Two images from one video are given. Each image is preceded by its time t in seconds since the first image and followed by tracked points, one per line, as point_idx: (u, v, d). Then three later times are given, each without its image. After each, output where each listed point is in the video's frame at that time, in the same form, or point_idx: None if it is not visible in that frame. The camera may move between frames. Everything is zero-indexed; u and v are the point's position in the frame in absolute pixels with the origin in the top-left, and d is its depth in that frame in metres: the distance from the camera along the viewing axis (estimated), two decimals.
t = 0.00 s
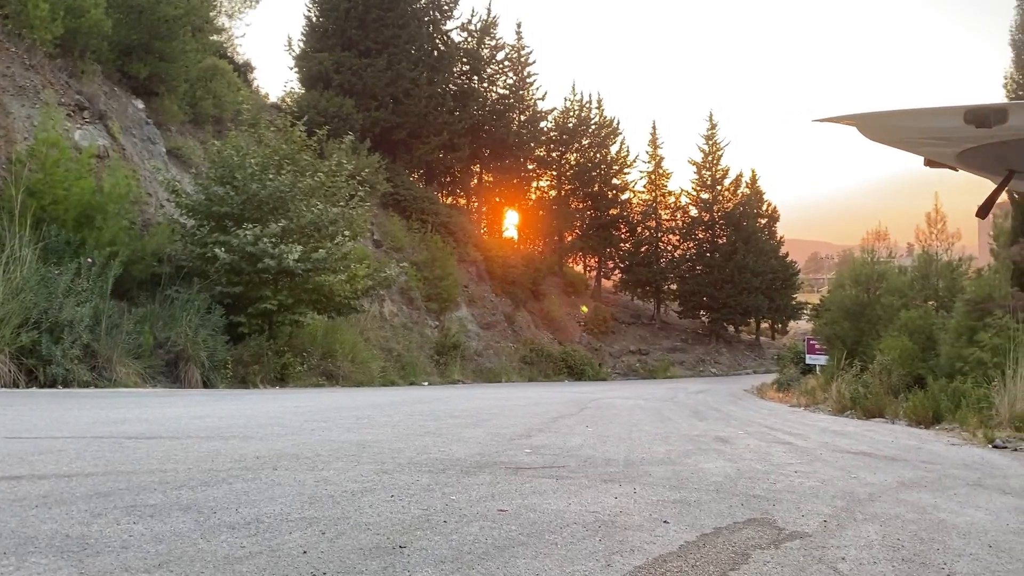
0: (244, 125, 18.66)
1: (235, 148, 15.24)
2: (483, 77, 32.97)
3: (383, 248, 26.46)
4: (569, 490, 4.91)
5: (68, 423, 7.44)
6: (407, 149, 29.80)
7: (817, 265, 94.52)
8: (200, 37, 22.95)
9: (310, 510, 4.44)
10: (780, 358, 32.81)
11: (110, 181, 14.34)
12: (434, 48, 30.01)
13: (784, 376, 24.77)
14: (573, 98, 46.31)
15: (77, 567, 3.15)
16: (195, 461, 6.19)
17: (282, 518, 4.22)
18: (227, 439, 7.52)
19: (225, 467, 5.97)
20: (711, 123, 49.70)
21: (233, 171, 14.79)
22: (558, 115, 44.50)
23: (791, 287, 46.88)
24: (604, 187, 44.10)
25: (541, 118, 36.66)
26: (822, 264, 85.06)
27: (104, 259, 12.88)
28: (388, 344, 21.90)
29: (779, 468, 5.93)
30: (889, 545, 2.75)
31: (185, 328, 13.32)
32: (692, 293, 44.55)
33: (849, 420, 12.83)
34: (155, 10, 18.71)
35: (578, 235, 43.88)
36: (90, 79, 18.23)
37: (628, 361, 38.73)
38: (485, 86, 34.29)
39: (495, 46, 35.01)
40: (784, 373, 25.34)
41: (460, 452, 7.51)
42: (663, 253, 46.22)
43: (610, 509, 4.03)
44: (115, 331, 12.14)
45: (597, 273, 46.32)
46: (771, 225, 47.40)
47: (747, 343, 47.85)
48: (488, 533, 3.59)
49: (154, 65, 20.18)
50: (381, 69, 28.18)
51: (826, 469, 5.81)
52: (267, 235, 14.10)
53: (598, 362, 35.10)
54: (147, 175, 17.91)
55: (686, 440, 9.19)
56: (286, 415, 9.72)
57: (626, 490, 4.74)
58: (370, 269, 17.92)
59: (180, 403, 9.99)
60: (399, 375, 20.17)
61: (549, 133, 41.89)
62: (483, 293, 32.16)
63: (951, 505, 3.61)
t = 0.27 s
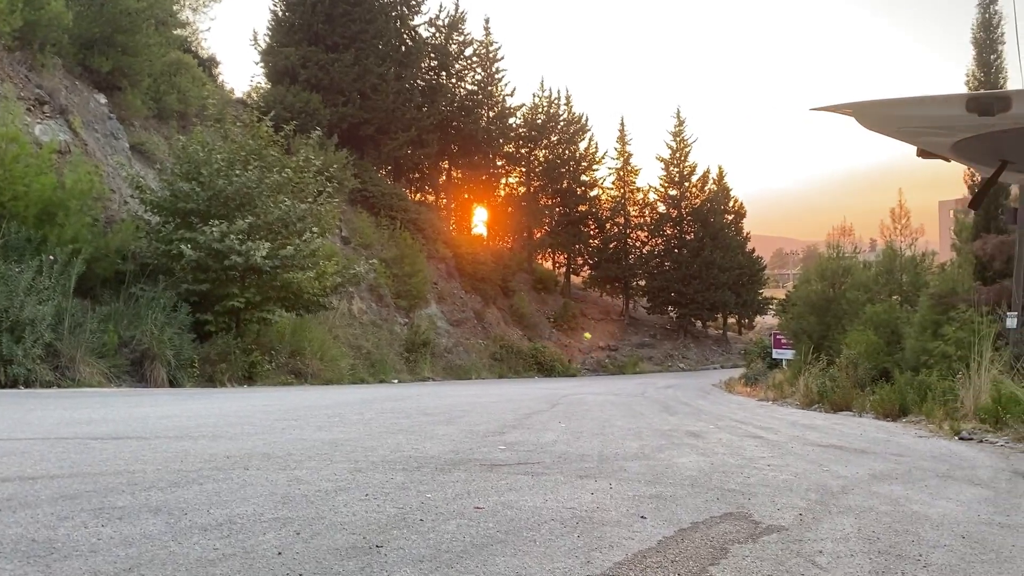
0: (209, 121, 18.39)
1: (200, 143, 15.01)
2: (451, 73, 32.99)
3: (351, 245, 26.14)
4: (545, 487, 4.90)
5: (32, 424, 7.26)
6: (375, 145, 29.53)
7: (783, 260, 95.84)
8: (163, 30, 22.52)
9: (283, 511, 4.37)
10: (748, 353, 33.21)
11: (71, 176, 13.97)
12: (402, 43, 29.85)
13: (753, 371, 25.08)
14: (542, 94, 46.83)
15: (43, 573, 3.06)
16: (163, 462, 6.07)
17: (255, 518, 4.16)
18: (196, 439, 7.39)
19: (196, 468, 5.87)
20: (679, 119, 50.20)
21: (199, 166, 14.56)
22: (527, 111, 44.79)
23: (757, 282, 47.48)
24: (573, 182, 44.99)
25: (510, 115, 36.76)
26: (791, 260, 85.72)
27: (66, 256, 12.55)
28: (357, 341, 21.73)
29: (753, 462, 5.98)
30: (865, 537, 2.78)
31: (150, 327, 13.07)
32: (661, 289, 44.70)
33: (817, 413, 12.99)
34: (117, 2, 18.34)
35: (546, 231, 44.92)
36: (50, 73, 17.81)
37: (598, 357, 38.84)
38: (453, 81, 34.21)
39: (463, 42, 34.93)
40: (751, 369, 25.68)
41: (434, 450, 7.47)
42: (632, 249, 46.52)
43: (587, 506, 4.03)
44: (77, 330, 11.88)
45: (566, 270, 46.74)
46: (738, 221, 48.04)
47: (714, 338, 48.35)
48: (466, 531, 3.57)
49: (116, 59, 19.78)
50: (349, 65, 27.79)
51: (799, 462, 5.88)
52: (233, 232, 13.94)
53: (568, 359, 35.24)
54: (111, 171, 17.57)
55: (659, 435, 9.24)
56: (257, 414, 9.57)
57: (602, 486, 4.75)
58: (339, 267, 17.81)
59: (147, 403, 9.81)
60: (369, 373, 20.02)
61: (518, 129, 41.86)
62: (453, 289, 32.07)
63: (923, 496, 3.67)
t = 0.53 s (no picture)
0: (175, 117, 18.08)
1: (166, 140, 14.71)
2: (419, 70, 33.05)
3: (320, 244, 25.86)
4: (521, 485, 4.88)
5: None
6: (344, 142, 29.18)
7: (750, 256, 97.00)
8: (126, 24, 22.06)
9: (256, 513, 4.30)
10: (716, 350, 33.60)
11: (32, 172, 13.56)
12: (370, 40, 29.69)
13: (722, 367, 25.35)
14: (511, 92, 46.37)
15: None
16: (131, 463, 5.95)
17: (227, 521, 4.08)
18: (165, 440, 7.25)
19: (164, 469, 5.75)
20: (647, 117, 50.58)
21: (164, 163, 14.24)
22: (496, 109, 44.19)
23: (725, 279, 48.05)
24: (543, 181, 44.56)
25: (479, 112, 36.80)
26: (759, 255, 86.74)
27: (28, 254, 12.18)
28: (326, 340, 21.53)
29: (726, 458, 6.03)
30: (843, 532, 2.80)
31: (116, 326, 12.81)
32: (630, 286, 45.04)
33: (787, 408, 13.15)
34: None
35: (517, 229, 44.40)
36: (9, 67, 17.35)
37: (568, 354, 38.97)
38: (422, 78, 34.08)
39: (432, 38, 34.76)
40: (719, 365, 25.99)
41: (408, 449, 7.41)
42: (601, 246, 46.78)
43: (565, 504, 4.01)
44: (40, 330, 11.63)
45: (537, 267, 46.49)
46: (705, 218, 48.60)
47: (682, 334, 48.80)
48: (444, 531, 3.53)
49: (78, 53, 19.32)
50: (316, 61, 27.32)
51: (772, 457, 5.94)
52: (200, 229, 13.71)
53: (538, 356, 35.35)
54: (73, 167, 17.21)
55: (632, 431, 9.28)
56: (227, 414, 9.43)
57: (579, 483, 4.74)
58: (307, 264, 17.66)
59: (112, 404, 9.60)
60: (339, 371, 19.86)
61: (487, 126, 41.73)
62: (422, 287, 31.97)
63: (897, 490, 3.71)
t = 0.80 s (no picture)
0: (138, 114, 17.70)
1: (130, 137, 14.40)
2: (388, 67, 32.69)
3: (287, 242, 25.51)
4: (496, 487, 4.84)
5: None
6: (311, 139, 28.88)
7: (717, 254, 98.07)
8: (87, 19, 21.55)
9: (225, 519, 4.20)
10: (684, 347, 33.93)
11: None
12: (338, 36, 29.39)
13: (691, 364, 25.61)
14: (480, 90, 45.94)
15: None
16: (96, 469, 5.80)
17: (196, 528, 3.98)
18: (130, 445, 7.09)
19: (130, 475, 5.61)
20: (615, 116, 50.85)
21: (128, 160, 13.91)
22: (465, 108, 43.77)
23: (692, 277, 48.58)
24: (512, 179, 44.68)
25: (448, 110, 36.74)
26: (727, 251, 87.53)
27: None
28: (295, 339, 21.29)
29: (700, 456, 6.05)
30: (819, 533, 2.80)
31: (78, 327, 12.51)
32: (599, 284, 45.48)
33: (756, 405, 13.28)
34: None
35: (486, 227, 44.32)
36: None
37: (539, 352, 39.02)
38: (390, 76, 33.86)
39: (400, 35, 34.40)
40: (688, 362, 26.24)
41: (380, 451, 7.34)
42: (572, 244, 46.77)
43: (540, 506, 3.98)
44: None
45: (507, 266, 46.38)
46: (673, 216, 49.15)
47: (651, 332, 49.17)
48: (419, 536, 3.48)
49: (37, 48, 18.82)
50: (283, 58, 26.90)
51: (746, 455, 5.99)
52: (166, 228, 13.46)
53: (508, 354, 35.39)
54: (33, 165, 16.76)
55: (606, 430, 9.29)
56: (195, 416, 9.27)
57: (555, 485, 4.72)
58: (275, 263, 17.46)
59: (74, 407, 9.36)
60: (307, 371, 19.65)
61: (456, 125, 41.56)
62: (392, 286, 31.79)
63: (870, 488, 3.76)
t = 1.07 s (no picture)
0: (102, 109, 17.33)
1: (93, 132, 14.06)
2: (358, 63, 32.37)
3: (256, 239, 25.13)
4: (472, 487, 4.80)
5: None
6: (279, 136, 28.59)
7: (686, 252, 98.91)
8: (48, 11, 21.03)
9: (197, 523, 4.11)
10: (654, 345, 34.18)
11: None
12: (306, 31, 29.00)
13: (662, 362, 25.81)
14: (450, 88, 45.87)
15: None
16: (60, 473, 5.65)
17: (166, 533, 3.89)
18: (96, 447, 6.92)
19: (96, 478, 5.47)
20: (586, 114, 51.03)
21: (92, 156, 13.58)
22: (436, 104, 44.01)
23: (662, 275, 48.93)
24: (483, 177, 44.93)
25: (418, 107, 36.60)
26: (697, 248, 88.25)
27: None
28: (263, 339, 21.01)
29: (675, 454, 6.06)
30: (798, 530, 2.81)
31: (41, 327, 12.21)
32: (569, 282, 45.54)
33: (728, 402, 13.37)
34: None
35: (456, 225, 44.41)
36: None
37: (509, 350, 38.99)
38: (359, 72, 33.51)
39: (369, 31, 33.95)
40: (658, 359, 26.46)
41: (354, 451, 7.26)
42: (542, 242, 46.99)
43: (518, 506, 3.95)
44: None
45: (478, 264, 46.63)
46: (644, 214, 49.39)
47: (622, 329, 49.44)
48: (396, 538, 3.43)
49: None
50: (251, 53, 26.48)
51: (721, 453, 6.02)
52: (131, 225, 13.20)
53: (479, 353, 35.36)
54: None
55: (580, 428, 9.29)
56: (162, 417, 9.10)
57: (532, 484, 4.69)
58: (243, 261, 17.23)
59: (38, 408, 9.14)
60: (276, 371, 19.41)
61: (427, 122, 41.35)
62: (362, 284, 31.55)
63: (847, 485, 3.79)
